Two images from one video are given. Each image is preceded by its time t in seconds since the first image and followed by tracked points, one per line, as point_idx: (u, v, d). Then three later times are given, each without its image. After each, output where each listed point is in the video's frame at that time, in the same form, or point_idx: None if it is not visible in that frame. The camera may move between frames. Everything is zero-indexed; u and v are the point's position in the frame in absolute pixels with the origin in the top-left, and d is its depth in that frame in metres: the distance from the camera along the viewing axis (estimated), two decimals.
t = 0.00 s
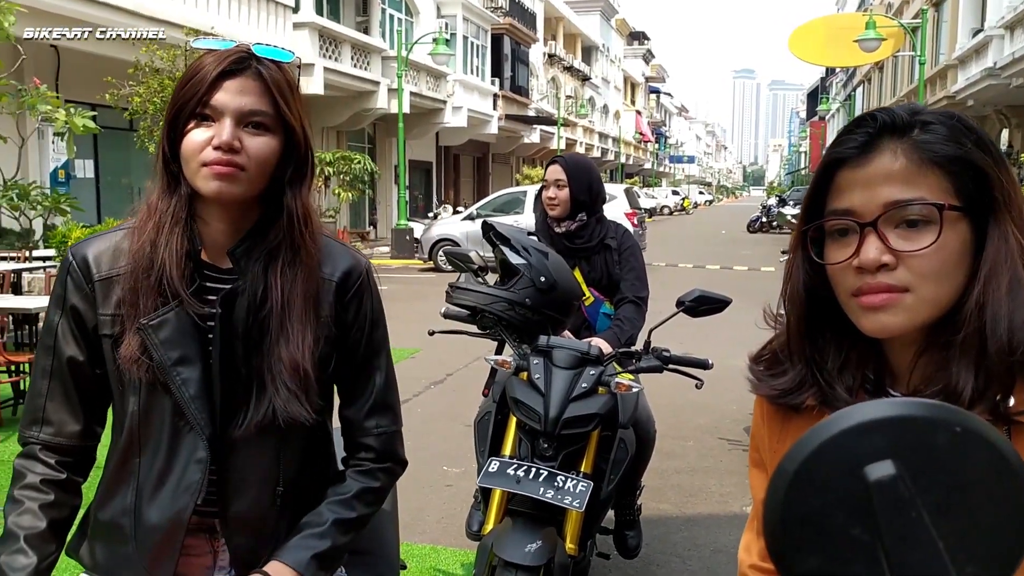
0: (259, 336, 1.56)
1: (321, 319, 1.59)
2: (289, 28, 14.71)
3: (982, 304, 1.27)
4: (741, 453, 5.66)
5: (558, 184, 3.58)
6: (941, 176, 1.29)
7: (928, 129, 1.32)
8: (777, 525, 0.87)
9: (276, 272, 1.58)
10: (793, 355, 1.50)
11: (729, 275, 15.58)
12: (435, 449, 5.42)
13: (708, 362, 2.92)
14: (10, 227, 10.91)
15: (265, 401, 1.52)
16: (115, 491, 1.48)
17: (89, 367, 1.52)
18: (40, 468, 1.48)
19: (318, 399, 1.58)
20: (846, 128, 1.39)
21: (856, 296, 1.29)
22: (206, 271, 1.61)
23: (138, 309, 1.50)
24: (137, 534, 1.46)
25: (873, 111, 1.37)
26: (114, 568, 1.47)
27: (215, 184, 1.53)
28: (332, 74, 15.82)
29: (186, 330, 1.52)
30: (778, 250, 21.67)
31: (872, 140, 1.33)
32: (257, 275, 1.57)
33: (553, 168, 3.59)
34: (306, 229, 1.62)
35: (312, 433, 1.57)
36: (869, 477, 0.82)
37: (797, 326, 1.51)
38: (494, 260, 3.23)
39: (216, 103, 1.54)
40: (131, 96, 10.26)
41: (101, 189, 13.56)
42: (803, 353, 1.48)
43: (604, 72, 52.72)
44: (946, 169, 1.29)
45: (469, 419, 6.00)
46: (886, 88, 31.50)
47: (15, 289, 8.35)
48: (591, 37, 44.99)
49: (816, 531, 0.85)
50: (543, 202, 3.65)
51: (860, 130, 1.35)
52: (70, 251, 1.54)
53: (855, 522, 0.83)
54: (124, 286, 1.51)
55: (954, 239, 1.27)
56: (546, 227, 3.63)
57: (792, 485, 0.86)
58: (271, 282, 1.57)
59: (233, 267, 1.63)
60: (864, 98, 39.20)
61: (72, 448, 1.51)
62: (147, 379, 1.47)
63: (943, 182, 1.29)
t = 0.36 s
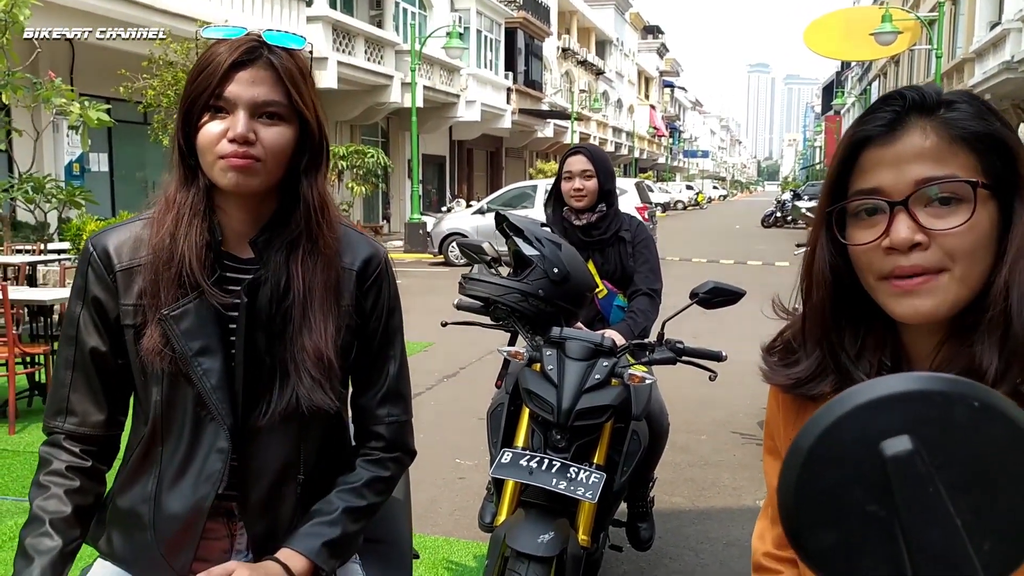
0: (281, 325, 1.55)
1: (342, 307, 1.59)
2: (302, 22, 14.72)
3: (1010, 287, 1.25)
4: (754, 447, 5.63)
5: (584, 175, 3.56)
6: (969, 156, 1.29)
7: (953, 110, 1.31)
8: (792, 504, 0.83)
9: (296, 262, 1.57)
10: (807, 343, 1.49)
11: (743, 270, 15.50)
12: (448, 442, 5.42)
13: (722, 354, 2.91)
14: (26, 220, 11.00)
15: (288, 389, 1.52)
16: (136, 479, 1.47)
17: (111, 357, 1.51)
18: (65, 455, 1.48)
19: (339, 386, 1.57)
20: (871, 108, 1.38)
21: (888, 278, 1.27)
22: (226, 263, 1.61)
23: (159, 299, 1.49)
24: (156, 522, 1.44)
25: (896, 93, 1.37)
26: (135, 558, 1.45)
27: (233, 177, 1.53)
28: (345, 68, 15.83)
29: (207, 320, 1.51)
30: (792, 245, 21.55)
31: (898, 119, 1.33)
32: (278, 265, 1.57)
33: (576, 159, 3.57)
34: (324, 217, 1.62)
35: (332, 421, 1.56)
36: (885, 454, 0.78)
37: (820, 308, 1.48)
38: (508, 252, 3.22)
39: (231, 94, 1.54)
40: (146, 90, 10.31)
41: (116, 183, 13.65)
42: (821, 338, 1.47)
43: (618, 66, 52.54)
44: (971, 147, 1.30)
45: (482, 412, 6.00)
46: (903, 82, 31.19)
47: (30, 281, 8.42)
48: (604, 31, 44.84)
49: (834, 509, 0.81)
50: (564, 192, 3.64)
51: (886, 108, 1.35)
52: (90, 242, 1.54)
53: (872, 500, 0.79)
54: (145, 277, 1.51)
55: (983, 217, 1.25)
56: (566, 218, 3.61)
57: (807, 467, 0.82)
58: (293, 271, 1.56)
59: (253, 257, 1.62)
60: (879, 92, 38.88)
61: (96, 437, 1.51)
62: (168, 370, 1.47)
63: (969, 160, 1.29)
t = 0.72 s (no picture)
0: (309, 317, 1.58)
1: (368, 301, 1.61)
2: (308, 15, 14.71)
3: None
4: (759, 441, 5.66)
5: (599, 169, 3.62)
6: (997, 140, 1.33)
7: (980, 100, 1.34)
8: (814, 483, 0.81)
9: (325, 257, 1.59)
10: (825, 329, 1.50)
11: (747, 264, 15.51)
12: (455, 435, 5.45)
13: (728, 347, 2.94)
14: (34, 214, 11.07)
15: (315, 381, 1.53)
16: (164, 463, 1.49)
17: (144, 345, 1.53)
18: (95, 440, 1.49)
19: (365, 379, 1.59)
20: (901, 91, 1.41)
21: (909, 253, 1.30)
22: (256, 256, 1.63)
23: (191, 289, 1.52)
24: (182, 507, 1.46)
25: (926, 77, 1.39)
26: (160, 541, 1.47)
27: (264, 174, 1.56)
28: (351, 62, 15.83)
29: (238, 312, 1.53)
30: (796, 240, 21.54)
31: (929, 102, 1.36)
32: (308, 259, 1.59)
33: (590, 152, 3.62)
34: (352, 213, 1.64)
35: (355, 416, 1.58)
36: (908, 431, 0.76)
37: (845, 289, 1.48)
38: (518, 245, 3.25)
39: (263, 91, 1.56)
40: (152, 83, 10.32)
41: (122, 176, 13.69)
42: (840, 319, 1.48)
43: (622, 60, 52.43)
44: (999, 132, 1.33)
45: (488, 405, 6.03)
46: (909, 77, 31.10)
47: (38, 273, 8.45)
48: (609, 25, 44.74)
49: (850, 482, 0.79)
50: (577, 184, 3.68)
51: (920, 88, 1.37)
52: (125, 232, 1.56)
53: (893, 476, 0.77)
54: (178, 267, 1.53)
55: (1009, 197, 1.27)
56: (576, 212, 3.65)
57: (830, 445, 0.79)
58: (322, 265, 1.59)
59: (283, 250, 1.65)
60: (885, 86, 38.79)
61: (125, 422, 1.52)
62: (199, 359, 1.49)
63: (997, 144, 1.33)
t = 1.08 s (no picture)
0: (336, 316, 1.60)
1: (392, 303, 1.64)
2: (310, 12, 14.71)
3: None
4: (761, 437, 5.68)
5: (606, 166, 3.63)
6: (1008, 143, 1.35)
7: (997, 104, 1.36)
8: (835, 469, 0.82)
9: (352, 258, 1.61)
10: (838, 323, 1.52)
11: (748, 262, 15.53)
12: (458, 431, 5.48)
13: (733, 344, 2.95)
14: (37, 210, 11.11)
15: (340, 381, 1.56)
16: (185, 455, 1.51)
17: (172, 338, 1.55)
18: (120, 431, 1.50)
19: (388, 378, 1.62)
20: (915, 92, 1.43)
21: (920, 249, 1.32)
22: (284, 255, 1.65)
23: (220, 285, 1.53)
24: (202, 501, 1.48)
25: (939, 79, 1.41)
26: (180, 533, 1.48)
27: (294, 173, 1.57)
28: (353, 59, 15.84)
29: (267, 309, 1.55)
30: (798, 237, 21.55)
31: (943, 104, 1.37)
32: (336, 259, 1.61)
33: (597, 150, 3.63)
34: (379, 215, 1.67)
35: (375, 417, 1.60)
36: (918, 421, 0.77)
37: (859, 283, 1.49)
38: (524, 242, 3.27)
39: (296, 92, 1.58)
40: (155, 79, 10.32)
41: (123, 173, 13.71)
42: (853, 314, 1.49)
43: (624, 58, 52.39)
44: (1011, 135, 1.35)
45: (491, 402, 6.06)
46: (910, 74, 31.08)
47: (41, 270, 8.46)
48: (610, 22, 44.71)
49: (871, 473, 0.80)
50: (583, 182, 3.70)
51: (932, 89, 1.39)
52: (156, 224, 1.57)
53: (906, 463, 0.78)
54: (209, 261, 1.55)
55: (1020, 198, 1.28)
56: (582, 209, 3.68)
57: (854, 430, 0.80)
58: (349, 266, 1.61)
59: (311, 249, 1.67)
60: (886, 83, 38.78)
61: (150, 413, 1.53)
62: (227, 355, 1.51)
63: (1009, 147, 1.35)
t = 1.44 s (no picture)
0: (356, 308, 1.64)
1: (410, 295, 1.67)
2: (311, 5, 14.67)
3: None
4: (765, 430, 5.71)
5: (612, 159, 3.67)
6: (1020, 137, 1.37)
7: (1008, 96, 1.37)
8: (857, 448, 0.85)
9: (372, 250, 1.65)
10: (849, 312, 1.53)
11: (750, 255, 15.52)
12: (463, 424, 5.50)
13: (740, 336, 2.97)
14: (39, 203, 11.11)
15: (361, 371, 1.60)
16: (206, 444, 1.54)
17: (194, 327, 1.58)
18: (142, 419, 1.53)
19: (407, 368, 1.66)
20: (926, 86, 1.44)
21: (928, 241, 1.34)
22: (304, 248, 1.68)
23: (243, 276, 1.57)
24: (223, 488, 1.51)
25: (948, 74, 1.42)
26: (200, 519, 1.51)
27: (315, 167, 1.60)
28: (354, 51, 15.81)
29: (288, 301, 1.59)
30: (799, 230, 21.53)
31: (954, 100, 1.39)
32: (356, 252, 1.65)
33: (604, 144, 3.67)
34: (398, 207, 1.70)
35: (392, 404, 1.64)
36: (941, 404, 0.79)
37: (868, 273, 1.51)
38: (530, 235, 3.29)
39: (315, 87, 1.61)
40: (157, 72, 10.30)
41: (124, 165, 13.70)
42: (863, 303, 1.51)
43: (625, 50, 52.23)
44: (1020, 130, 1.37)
45: (496, 395, 6.07)
46: (911, 67, 31.01)
47: (44, 263, 8.47)
48: (612, 14, 44.56)
49: (890, 454, 0.82)
50: (591, 176, 3.72)
51: (942, 84, 1.40)
52: (178, 216, 1.61)
53: (931, 444, 0.80)
54: (231, 253, 1.58)
55: None
56: (588, 202, 3.70)
57: (876, 410, 0.83)
58: (369, 258, 1.64)
59: (330, 241, 1.70)
60: (887, 76, 38.70)
61: (171, 402, 1.56)
62: (250, 345, 1.55)
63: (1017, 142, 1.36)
